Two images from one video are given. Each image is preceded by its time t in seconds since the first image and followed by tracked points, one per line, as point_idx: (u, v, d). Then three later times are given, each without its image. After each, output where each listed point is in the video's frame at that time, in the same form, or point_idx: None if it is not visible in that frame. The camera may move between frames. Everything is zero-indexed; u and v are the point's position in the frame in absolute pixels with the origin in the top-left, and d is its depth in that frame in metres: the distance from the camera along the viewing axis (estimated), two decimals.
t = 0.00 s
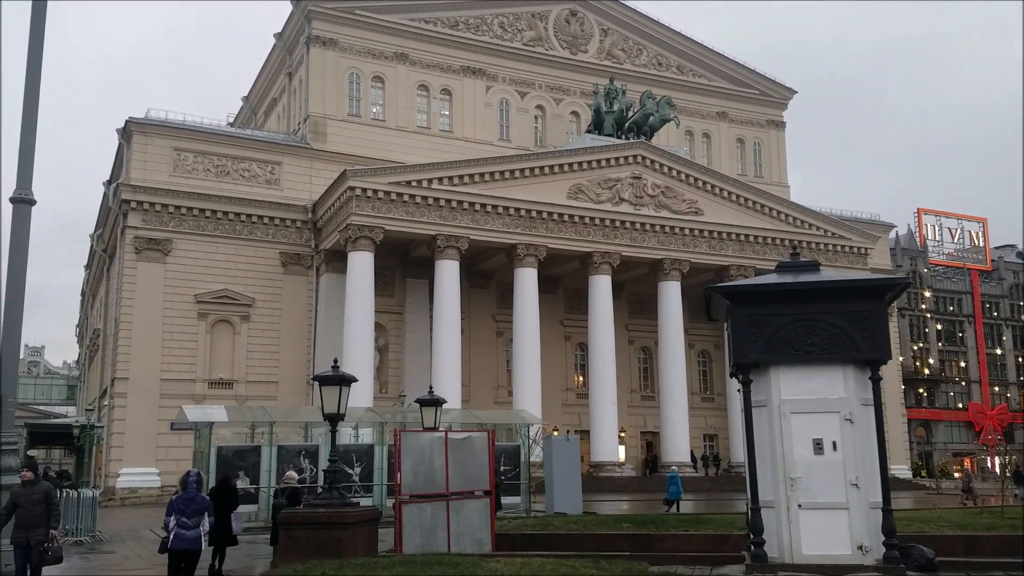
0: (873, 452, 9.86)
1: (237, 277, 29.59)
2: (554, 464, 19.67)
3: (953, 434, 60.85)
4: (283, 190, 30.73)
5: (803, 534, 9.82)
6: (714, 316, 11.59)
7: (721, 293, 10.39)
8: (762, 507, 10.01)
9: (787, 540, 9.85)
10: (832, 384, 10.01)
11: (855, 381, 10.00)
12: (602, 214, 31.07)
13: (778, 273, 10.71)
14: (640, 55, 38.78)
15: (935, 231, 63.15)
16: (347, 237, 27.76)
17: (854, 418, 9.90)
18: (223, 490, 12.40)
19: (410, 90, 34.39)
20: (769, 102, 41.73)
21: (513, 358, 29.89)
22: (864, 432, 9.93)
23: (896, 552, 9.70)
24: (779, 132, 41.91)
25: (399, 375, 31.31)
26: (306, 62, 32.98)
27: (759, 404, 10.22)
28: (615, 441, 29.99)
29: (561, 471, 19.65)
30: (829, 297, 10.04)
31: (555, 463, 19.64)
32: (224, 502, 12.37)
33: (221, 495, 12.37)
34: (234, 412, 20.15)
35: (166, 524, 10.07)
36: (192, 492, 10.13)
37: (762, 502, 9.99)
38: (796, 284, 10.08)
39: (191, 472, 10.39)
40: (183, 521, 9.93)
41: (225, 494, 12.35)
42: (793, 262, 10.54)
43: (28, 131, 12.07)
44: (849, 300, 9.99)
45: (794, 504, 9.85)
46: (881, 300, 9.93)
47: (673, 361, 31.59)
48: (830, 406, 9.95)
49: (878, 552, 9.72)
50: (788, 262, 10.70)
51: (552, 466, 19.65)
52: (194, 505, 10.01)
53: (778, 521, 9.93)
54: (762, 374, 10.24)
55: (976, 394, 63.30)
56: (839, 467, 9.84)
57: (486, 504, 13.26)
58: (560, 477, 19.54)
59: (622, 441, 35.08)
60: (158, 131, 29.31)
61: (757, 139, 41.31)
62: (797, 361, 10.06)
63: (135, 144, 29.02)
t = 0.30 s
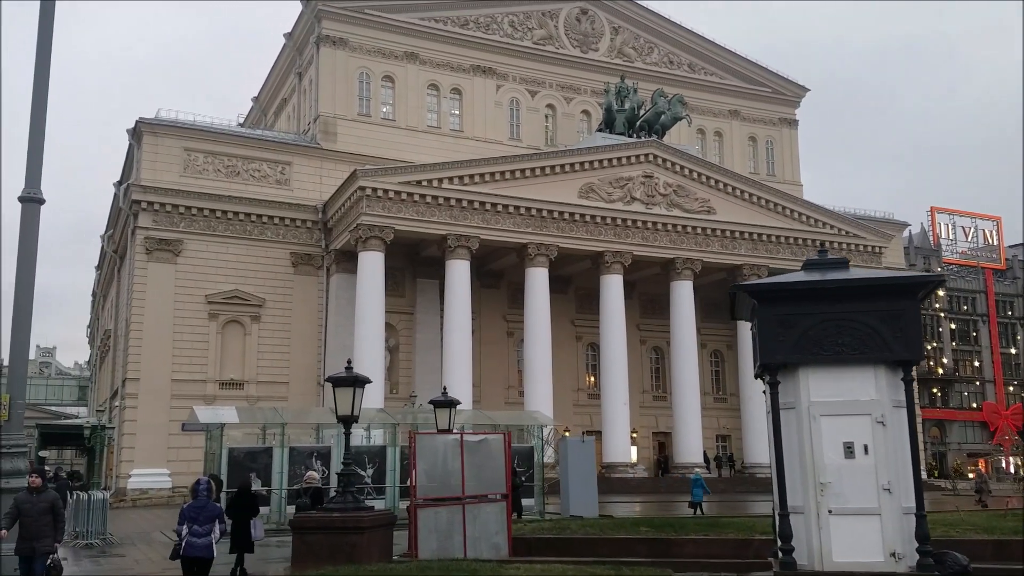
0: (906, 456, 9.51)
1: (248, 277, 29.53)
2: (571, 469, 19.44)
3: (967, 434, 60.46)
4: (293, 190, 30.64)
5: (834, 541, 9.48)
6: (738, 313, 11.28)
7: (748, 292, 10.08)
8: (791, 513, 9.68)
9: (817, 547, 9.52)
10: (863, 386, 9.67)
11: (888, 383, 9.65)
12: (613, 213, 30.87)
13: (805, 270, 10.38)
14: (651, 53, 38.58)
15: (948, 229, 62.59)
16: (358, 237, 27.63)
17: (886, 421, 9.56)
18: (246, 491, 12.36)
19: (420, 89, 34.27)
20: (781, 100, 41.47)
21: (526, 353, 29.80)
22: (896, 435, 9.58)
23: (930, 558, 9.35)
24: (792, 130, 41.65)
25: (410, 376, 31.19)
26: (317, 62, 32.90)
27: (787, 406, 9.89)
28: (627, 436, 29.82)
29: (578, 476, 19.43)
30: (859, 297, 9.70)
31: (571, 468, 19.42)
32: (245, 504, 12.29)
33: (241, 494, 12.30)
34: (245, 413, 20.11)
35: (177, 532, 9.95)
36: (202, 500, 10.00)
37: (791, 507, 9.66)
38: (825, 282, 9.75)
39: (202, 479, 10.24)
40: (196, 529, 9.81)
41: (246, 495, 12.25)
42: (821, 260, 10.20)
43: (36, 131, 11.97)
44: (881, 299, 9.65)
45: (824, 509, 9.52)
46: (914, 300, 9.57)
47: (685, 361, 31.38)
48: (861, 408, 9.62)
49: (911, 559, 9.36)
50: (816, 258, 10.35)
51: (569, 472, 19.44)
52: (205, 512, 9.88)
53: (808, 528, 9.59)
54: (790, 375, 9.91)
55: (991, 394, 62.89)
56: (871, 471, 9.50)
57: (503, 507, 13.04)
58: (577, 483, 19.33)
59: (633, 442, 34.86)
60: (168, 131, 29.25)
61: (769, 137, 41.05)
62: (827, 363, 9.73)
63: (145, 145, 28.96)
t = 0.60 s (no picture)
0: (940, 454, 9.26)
1: (258, 277, 29.46)
2: (585, 471, 19.27)
3: (981, 434, 60.10)
4: (303, 189, 30.56)
5: (866, 542, 9.23)
6: (764, 308, 11.08)
7: (775, 284, 9.90)
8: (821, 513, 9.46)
9: (848, 547, 9.29)
10: (895, 382, 9.43)
11: (920, 378, 9.41)
12: (624, 211, 30.69)
13: (833, 262, 10.15)
14: (662, 51, 38.40)
15: (961, 228, 62.20)
16: (367, 236, 27.52)
17: (919, 417, 9.30)
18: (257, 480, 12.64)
19: (430, 88, 34.16)
20: (793, 97, 41.22)
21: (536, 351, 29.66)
22: (928, 432, 9.32)
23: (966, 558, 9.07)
24: (804, 128, 41.40)
25: (420, 375, 31.08)
26: (326, 61, 32.83)
27: (816, 403, 9.69)
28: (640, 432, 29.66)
29: (592, 480, 19.25)
30: (889, 288, 9.48)
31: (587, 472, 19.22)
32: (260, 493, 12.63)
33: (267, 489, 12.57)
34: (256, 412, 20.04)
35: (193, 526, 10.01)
36: (218, 494, 10.04)
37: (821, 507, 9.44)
38: (854, 274, 9.54)
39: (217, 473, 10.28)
40: (210, 523, 9.88)
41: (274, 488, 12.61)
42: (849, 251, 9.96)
43: (45, 128, 11.89)
44: (912, 292, 9.43)
45: (855, 509, 9.28)
46: (946, 291, 9.33)
47: (697, 361, 31.17)
48: (893, 404, 9.38)
49: (945, 560, 9.08)
50: (844, 250, 10.10)
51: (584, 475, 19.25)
52: (220, 507, 9.94)
53: (838, 527, 9.37)
54: (819, 371, 9.72)
55: (1004, 394, 62.50)
56: (903, 468, 9.24)
57: (519, 507, 12.86)
58: (592, 487, 19.16)
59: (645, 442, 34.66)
60: (178, 131, 29.21)
61: (781, 134, 40.81)
62: (857, 358, 9.51)
63: (155, 144, 28.93)
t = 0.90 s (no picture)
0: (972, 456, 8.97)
1: (264, 276, 29.37)
2: (597, 473, 19.03)
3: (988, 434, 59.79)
4: (309, 188, 30.44)
5: (896, 547, 8.91)
6: (784, 306, 10.71)
7: (799, 280, 9.55)
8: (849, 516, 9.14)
9: (877, 552, 8.96)
10: (925, 381, 9.10)
11: (952, 378, 9.09)
12: (631, 210, 30.53)
13: (857, 258, 9.81)
14: (669, 49, 38.23)
15: (969, 227, 61.93)
16: (373, 235, 27.40)
17: (950, 419, 8.99)
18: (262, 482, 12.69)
19: (436, 87, 34.02)
20: (801, 96, 41.03)
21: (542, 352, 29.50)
22: (960, 434, 9.01)
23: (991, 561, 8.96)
24: (812, 126, 41.21)
25: (426, 375, 30.93)
26: (332, 59, 32.72)
27: (843, 403, 9.37)
28: (647, 432, 29.49)
29: (605, 482, 19.04)
30: (916, 285, 9.17)
31: (598, 473, 18.99)
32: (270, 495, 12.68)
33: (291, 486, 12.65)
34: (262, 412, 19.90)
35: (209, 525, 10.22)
36: (234, 493, 10.30)
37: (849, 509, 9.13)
38: (881, 270, 9.21)
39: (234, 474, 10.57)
40: (225, 522, 10.09)
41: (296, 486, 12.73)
42: (874, 247, 9.62)
43: (51, 124, 11.76)
44: (940, 289, 9.14)
45: (885, 512, 8.96)
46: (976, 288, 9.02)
47: (704, 361, 30.99)
48: (923, 405, 9.06)
49: (977, 565, 8.80)
50: (869, 246, 9.75)
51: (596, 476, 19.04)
52: (235, 505, 10.19)
53: (867, 531, 9.04)
54: (847, 371, 9.39)
55: (1012, 394, 62.21)
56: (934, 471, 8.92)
57: (533, 510, 12.63)
58: (604, 489, 18.96)
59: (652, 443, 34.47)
60: (184, 129, 29.10)
61: (788, 133, 40.61)
62: (886, 357, 9.17)
63: (161, 143, 28.82)
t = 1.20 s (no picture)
0: (997, 453, 8.47)
1: (266, 276, 29.24)
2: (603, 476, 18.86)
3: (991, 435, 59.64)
4: (311, 188, 30.32)
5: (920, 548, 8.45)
6: (801, 301, 10.18)
7: (819, 275, 9.03)
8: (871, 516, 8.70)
9: (900, 552, 8.50)
10: (948, 377, 8.59)
11: (977, 373, 8.58)
12: (634, 209, 30.38)
13: (877, 252, 9.30)
14: (671, 48, 38.12)
15: (971, 227, 61.82)
16: (375, 234, 27.27)
17: (975, 415, 8.48)
18: (262, 482, 12.56)
19: (438, 85, 33.89)
20: (804, 95, 40.89)
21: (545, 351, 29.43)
22: (987, 430, 8.51)
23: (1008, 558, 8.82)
24: (815, 125, 41.07)
25: (428, 375, 30.78)
26: (334, 58, 32.60)
27: (864, 400, 8.88)
28: (649, 432, 29.39)
29: (611, 484, 18.82)
30: (941, 280, 8.67)
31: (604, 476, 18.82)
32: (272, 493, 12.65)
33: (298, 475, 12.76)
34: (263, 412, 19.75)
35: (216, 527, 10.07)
36: (239, 495, 10.16)
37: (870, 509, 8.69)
38: (904, 264, 8.69)
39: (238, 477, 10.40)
40: (232, 523, 9.97)
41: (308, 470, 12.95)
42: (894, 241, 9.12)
43: (50, 121, 11.62)
44: (966, 283, 8.63)
45: (907, 511, 8.50)
46: (1003, 282, 8.55)
47: (708, 360, 30.87)
48: (947, 401, 8.55)
49: (1006, 566, 8.31)
50: (888, 240, 9.27)
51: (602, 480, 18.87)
52: (242, 507, 10.04)
53: (889, 532, 8.59)
54: (868, 366, 8.89)
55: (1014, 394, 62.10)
56: (959, 469, 8.43)
57: (542, 511, 12.45)
58: (610, 492, 18.76)
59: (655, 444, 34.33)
60: (185, 129, 28.97)
61: (792, 132, 40.48)
62: (908, 352, 8.67)
63: (162, 142, 28.68)
